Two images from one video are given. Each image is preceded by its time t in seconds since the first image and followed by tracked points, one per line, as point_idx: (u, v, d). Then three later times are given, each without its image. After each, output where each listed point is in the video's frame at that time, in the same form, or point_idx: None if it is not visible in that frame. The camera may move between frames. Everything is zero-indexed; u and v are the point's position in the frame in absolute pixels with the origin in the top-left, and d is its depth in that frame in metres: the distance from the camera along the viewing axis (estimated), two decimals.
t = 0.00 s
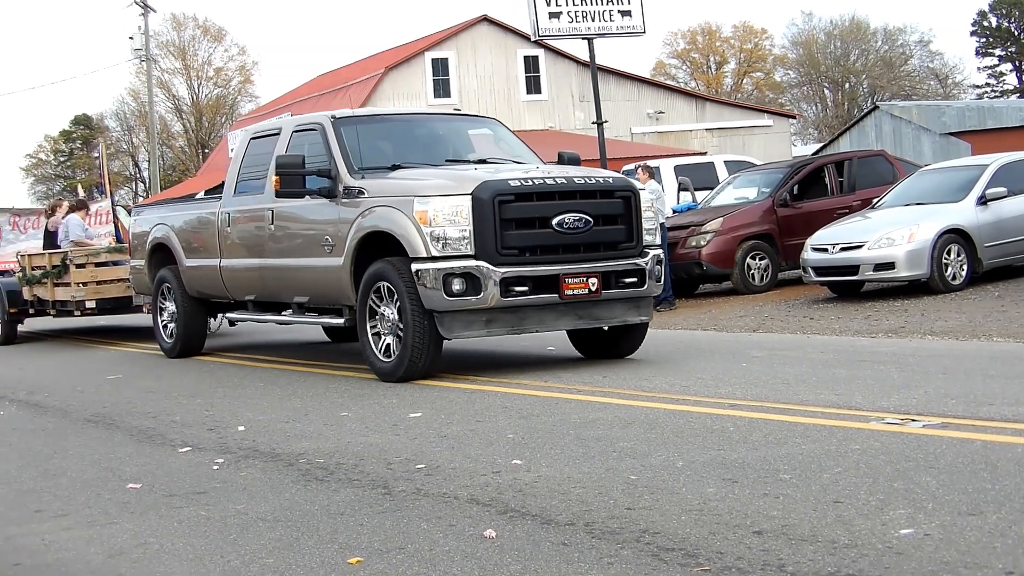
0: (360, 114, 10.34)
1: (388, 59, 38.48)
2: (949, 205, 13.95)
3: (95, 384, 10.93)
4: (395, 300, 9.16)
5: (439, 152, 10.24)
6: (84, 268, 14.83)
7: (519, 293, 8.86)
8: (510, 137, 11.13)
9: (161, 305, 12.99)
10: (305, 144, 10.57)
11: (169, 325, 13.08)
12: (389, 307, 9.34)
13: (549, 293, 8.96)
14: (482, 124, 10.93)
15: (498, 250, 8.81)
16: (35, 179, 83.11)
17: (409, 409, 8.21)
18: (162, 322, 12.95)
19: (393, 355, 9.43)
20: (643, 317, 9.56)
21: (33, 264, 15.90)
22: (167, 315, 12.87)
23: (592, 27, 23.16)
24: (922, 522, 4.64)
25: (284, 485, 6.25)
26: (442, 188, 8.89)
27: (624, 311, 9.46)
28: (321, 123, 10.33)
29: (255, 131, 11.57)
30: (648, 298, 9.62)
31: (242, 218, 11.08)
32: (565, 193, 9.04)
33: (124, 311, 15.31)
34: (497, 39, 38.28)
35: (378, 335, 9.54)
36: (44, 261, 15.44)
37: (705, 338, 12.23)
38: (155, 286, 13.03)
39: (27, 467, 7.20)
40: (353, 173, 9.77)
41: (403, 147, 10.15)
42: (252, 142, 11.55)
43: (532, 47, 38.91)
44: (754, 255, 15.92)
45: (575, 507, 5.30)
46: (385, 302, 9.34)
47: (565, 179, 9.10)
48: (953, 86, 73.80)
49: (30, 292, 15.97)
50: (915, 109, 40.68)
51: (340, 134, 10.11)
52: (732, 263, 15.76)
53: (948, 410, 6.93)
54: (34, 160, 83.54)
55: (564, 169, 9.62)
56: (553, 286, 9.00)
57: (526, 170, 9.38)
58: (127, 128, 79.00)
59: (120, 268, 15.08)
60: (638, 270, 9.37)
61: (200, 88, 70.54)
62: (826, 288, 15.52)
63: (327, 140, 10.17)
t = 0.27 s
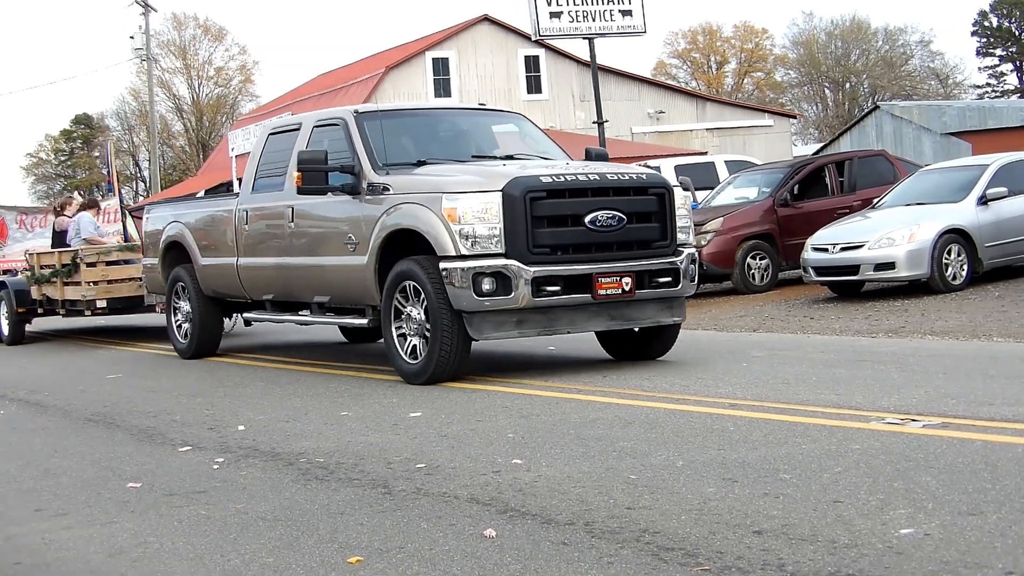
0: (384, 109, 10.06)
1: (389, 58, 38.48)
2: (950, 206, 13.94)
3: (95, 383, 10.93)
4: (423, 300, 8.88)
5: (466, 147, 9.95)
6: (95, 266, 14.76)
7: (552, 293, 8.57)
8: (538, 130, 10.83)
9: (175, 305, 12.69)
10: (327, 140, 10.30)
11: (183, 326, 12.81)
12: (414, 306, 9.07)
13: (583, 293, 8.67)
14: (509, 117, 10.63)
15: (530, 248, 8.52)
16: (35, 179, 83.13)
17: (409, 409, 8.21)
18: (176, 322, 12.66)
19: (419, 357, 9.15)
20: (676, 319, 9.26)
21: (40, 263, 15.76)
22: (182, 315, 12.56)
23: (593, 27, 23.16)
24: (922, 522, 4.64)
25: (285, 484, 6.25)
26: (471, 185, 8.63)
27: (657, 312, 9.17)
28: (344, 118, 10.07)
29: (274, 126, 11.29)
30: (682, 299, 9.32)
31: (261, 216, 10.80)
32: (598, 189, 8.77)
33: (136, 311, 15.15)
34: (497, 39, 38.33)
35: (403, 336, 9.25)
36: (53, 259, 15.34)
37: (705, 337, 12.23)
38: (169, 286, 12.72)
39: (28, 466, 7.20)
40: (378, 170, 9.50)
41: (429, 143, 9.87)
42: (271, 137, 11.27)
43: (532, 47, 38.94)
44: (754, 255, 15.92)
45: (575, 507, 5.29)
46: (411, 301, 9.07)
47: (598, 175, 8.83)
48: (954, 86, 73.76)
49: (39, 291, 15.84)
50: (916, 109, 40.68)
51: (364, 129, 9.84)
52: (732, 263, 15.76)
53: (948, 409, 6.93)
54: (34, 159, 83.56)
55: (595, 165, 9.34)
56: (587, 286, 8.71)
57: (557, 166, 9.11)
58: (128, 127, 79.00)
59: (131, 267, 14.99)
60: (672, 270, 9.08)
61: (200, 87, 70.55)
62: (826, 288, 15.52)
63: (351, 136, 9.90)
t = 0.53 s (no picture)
0: (409, 103, 9.84)
1: (390, 57, 38.46)
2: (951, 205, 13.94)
3: (96, 382, 10.93)
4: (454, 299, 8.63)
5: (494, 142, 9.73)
6: (107, 266, 14.49)
7: (588, 292, 8.33)
8: (564, 126, 10.62)
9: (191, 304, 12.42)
10: (350, 135, 10.08)
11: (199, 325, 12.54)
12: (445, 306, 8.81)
13: (620, 292, 8.43)
14: (536, 113, 10.41)
15: (565, 246, 8.28)
16: (36, 177, 83.16)
17: (411, 408, 8.21)
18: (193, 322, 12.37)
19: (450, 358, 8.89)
20: (714, 318, 9.01)
21: (51, 261, 15.57)
22: (199, 313, 12.27)
23: (594, 25, 23.14)
24: (924, 521, 4.64)
25: (286, 483, 6.25)
26: (505, 180, 8.37)
27: (695, 312, 8.92)
28: (369, 112, 9.84)
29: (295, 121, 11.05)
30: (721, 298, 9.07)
31: (282, 213, 10.54)
32: (635, 185, 8.50)
33: (149, 309, 14.88)
34: (498, 38, 38.34)
35: (433, 336, 8.99)
36: (65, 258, 15.12)
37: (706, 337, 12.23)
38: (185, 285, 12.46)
39: (29, 465, 7.20)
40: (405, 165, 9.28)
41: (456, 138, 9.64)
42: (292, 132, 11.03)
43: (533, 46, 38.91)
44: (755, 255, 15.92)
45: (577, 506, 5.29)
46: (441, 301, 8.81)
47: (635, 169, 8.57)
48: (955, 85, 73.74)
49: (48, 290, 15.66)
50: (917, 107, 40.72)
51: (389, 123, 9.62)
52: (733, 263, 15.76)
53: (949, 408, 6.93)
54: (35, 158, 83.58)
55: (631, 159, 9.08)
56: (624, 285, 8.47)
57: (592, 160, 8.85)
58: (129, 126, 79.00)
59: (144, 266, 14.72)
60: (711, 268, 8.83)
61: (201, 85, 70.54)
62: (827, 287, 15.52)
63: (376, 130, 9.67)
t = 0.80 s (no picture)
0: (438, 95, 9.59)
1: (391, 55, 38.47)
2: (952, 203, 13.93)
3: (97, 380, 10.94)
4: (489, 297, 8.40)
5: (526, 135, 9.47)
6: (122, 263, 14.38)
7: (628, 289, 8.10)
8: (596, 117, 10.36)
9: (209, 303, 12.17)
10: (378, 128, 9.83)
11: (217, 325, 12.29)
12: (479, 304, 8.58)
13: (661, 289, 8.21)
14: (567, 104, 10.15)
15: (605, 241, 8.03)
16: (38, 176, 83.23)
17: (412, 406, 8.22)
18: (210, 322, 12.13)
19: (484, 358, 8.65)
20: (755, 317, 8.79)
21: (62, 260, 15.40)
22: (216, 311, 12.04)
23: (595, 24, 23.48)
24: (925, 519, 4.64)
25: (286, 480, 6.27)
26: (541, 174, 8.11)
27: (736, 310, 8.71)
28: (397, 104, 9.59)
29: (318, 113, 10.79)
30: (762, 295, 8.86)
31: (306, 207, 10.31)
32: (676, 178, 8.26)
33: (164, 308, 14.80)
34: (499, 36, 38.35)
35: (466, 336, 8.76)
36: (77, 256, 15.03)
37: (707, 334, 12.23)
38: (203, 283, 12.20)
39: (30, 463, 7.22)
40: (436, 158, 9.03)
41: (487, 130, 9.41)
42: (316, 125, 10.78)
43: (535, 44, 38.92)
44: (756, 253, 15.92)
45: (578, 503, 5.30)
46: (475, 299, 8.58)
47: (676, 163, 8.32)
48: (956, 82, 73.70)
49: (59, 288, 15.46)
50: (918, 105, 40.17)
51: (419, 115, 9.38)
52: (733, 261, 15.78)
53: (950, 406, 6.92)
54: (37, 157, 83.60)
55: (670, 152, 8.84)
56: (665, 282, 8.23)
57: (630, 154, 8.60)
58: (130, 124, 79.02)
59: (158, 264, 14.62)
60: (752, 265, 8.61)
61: (202, 84, 70.58)
62: (828, 285, 15.54)
63: (406, 123, 9.44)
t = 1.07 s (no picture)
0: (469, 88, 9.28)
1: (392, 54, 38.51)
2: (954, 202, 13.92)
3: (98, 380, 10.95)
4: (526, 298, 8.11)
5: (561, 129, 9.14)
6: (136, 262, 14.12)
7: (673, 289, 7.79)
8: (631, 112, 10.04)
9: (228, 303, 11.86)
10: (406, 122, 9.52)
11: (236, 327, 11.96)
12: (517, 305, 8.26)
13: (707, 289, 7.89)
14: (602, 98, 9.82)
15: (648, 239, 7.73)
16: (39, 175, 83.28)
17: (413, 406, 8.23)
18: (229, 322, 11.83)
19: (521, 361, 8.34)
20: (801, 318, 8.47)
21: (74, 258, 15.15)
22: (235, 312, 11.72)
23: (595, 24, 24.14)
24: (926, 518, 4.64)
25: (288, 480, 6.27)
26: (580, 169, 7.81)
27: (783, 311, 8.38)
28: (427, 97, 9.28)
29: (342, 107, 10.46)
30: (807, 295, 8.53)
31: (332, 205, 9.98)
32: (722, 174, 7.94)
33: (179, 308, 14.51)
34: (501, 35, 38.36)
35: (502, 339, 8.46)
36: (88, 255, 14.78)
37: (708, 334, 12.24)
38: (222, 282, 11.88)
39: (32, 463, 7.23)
40: (469, 153, 8.72)
41: (520, 124, 9.09)
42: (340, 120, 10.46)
43: (536, 44, 38.91)
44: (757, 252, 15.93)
45: (579, 503, 5.30)
46: (511, 300, 8.28)
47: (722, 157, 7.99)
48: (957, 82, 73.72)
49: (71, 288, 15.22)
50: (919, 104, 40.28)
51: (449, 109, 9.07)
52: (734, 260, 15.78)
53: (952, 405, 6.92)
54: (38, 156, 83.65)
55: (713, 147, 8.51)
56: (711, 281, 7.92)
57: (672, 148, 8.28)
58: (131, 124, 79.05)
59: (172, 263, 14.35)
60: (799, 263, 8.28)
61: (203, 83, 70.64)
62: (829, 285, 15.54)
63: (436, 117, 9.13)
